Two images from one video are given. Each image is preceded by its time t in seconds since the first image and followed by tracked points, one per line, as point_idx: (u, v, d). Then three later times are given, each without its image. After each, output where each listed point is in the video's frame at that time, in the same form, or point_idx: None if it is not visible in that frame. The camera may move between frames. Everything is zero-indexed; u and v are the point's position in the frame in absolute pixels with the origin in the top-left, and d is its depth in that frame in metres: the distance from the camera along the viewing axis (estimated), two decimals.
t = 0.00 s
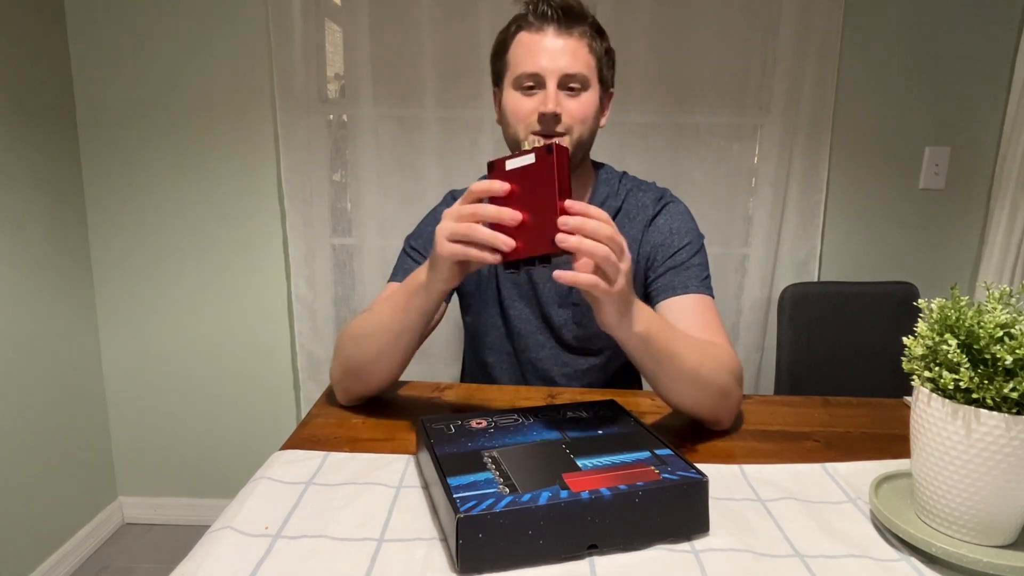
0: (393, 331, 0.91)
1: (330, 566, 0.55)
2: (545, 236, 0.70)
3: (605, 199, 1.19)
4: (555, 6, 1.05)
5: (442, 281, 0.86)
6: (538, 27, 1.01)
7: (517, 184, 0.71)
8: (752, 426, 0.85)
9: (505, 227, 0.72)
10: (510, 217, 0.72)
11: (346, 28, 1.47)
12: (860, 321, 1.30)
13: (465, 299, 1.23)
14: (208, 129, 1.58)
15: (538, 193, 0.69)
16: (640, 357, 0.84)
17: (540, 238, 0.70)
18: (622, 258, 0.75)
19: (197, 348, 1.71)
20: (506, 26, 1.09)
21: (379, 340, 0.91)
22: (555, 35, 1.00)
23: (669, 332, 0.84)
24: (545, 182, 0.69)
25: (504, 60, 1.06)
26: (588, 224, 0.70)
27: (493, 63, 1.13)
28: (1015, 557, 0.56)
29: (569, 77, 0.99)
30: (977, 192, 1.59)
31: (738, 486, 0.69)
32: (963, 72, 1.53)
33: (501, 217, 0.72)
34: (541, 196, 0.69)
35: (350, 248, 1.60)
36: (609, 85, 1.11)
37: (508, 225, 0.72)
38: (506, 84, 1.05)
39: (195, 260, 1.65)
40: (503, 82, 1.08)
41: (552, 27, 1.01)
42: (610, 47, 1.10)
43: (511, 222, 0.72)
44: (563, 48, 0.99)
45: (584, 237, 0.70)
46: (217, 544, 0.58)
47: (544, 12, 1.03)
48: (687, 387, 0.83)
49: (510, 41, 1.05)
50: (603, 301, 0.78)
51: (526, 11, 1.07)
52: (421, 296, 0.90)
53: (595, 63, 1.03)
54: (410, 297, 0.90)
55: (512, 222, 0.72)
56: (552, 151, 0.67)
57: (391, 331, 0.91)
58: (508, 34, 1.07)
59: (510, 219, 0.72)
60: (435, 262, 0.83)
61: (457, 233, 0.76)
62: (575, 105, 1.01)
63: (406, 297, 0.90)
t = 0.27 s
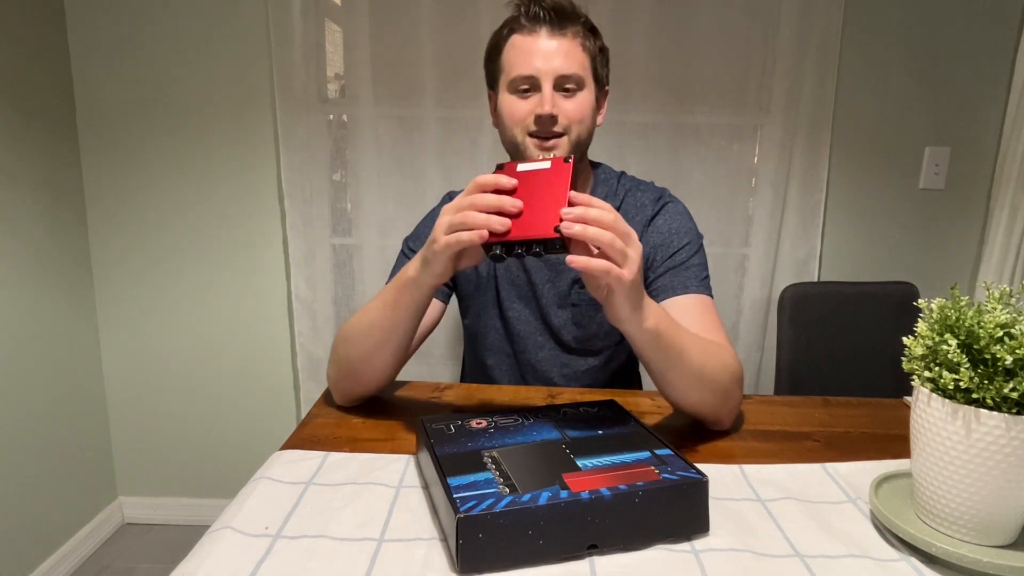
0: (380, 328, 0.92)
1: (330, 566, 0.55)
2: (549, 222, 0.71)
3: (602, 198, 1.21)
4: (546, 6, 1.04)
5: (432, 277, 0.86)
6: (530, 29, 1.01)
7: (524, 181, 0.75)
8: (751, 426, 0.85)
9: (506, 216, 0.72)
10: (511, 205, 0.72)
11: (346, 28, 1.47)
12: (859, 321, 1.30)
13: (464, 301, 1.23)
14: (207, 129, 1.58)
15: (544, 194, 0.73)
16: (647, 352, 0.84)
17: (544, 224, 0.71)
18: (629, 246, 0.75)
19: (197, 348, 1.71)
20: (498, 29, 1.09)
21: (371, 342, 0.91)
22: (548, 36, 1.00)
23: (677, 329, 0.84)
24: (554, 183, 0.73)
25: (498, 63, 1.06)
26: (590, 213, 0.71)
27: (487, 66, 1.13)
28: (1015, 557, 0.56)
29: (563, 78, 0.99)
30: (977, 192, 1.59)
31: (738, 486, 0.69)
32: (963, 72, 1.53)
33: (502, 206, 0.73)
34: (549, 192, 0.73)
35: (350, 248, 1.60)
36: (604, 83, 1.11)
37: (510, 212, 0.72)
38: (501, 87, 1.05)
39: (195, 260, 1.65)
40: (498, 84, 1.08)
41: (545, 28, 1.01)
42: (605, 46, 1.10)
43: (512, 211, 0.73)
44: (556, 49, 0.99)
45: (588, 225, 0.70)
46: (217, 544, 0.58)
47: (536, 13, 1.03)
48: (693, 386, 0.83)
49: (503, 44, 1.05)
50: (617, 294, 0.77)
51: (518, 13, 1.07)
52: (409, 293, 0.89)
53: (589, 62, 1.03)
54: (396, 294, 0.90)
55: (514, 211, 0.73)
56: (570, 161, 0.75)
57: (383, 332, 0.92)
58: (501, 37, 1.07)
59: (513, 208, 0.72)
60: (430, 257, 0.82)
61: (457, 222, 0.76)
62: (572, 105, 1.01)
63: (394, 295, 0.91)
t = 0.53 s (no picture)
0: (378, 328, 0.92)
1: (330, 566, 0.55)
2: (549, 221, 0.71)
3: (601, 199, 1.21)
4: (544, 7, 1.05)
5: (430, 276, 0.86)
6: (528, 30, 1.01)
7: (524, 181, 0.75)
8: (751, 427, 0.85)
9: (507, 214, 0.72)
10: (511, 204, 0.72)
11: (346, 28, 1.47)
12: (860, 320, 1.30)
13: (464, 302, 1.23)
14: (207, 128, 1.58)
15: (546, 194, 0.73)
16: (647, 352, 0.84)
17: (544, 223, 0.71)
18: (629, 244, 0.76)
19: (197, 348, 1.71)
20: (496, 30, 1.09)
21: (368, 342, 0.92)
22: (545, 38, 1.00)
23: (677, 329, 0.84)
24: (554, 184, 0.74)
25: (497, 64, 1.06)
26: (590, 212, 0.71)
27: (485, 66, 1.13)
28: (1015, 557, 0.56)
29: (562, 79, 1.00)
30: (977, 192, 1.60)
31: (738, 486, 0.69)
32: (963, 72, 1.53)
33: (502, 205, 0.73)
34: (549, 193, 0.73)
35: (350, 248, 1.60)
36: (602, 84, 1.11)
37: (510, 210, 0.72)
38: (499, 88, 1.05)
39: (195, 259, 1.65)
40: (496, 85, 1.08)
41: (543, 29, 1.01)
42: (603, 46, 1.10)
43: (512, 210, 0.73)
44: (554, 50, 0.99)
45: (588, 224, 0.71)
46: (217, 544, 0.58)
47: (533, 14, 1.03)
48: (693, 386, 0.83)
49: (501, 45, 1.05)
50: (619, 293, 0.77)
51: (516, 13, 1.07)
52: (407, 292, 0.89)
53: (587, 62, 1.03)
54: (394, 295, 0.90)
55: (514, 209, 0.72)
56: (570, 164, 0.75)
57: (380, 332, 0.92)
58: (499, 37, 1.07)
59: (514, 206, 0.72)
60: (430, 257, 0.82)
61: (457, 220, 0.76)
62: (570, 106, 1.01)
63: (391, 295, 0.91)
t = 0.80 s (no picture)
0: (376, 328, 0.92)
1: (330, 566, 0.55)
2: (550, 221, 0.71)
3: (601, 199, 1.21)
4: (544, 8, 1.05)
5: (429, 275, 0.86)
6: (528, 31, 1.01)
7: (524, 181, 0.75)
8: (751, 427, 0.85)
9: (508, 215, 0.72)
10: (512, 204, 0.72)
11: (346, 28, 1.47)
12: (860, 321, 1.30)
13: (464, 302, 1.23)
14: (207, 128, 1.58)
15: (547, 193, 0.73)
16: (648, 350, 0.84)
17: (545, 223, 0.71)
18: (630, 241, 0.76)
19: (197, 348, 1.71)
20: (496, 30, 1.09)
21: (367, 342, 0.92)
22: (545, 39, 1.00)
23: (679, 329, 0.84)
24: (555, 184, 0.74)
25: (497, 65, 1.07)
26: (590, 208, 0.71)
27: (485, 67, 1.13)
28: (1015, 557, 0.56)
29: (561, 80, 0.99)
30: (977, 192, 1.60)
31: (738, 486, 0.69)
32: (963, 72, 1.53)
33: (502, 205, 0.73)
34: (549, 192, 0.74)
35: (350, 248, 1.60)
36: (602, 85, 1.11)
37: (510, 210, 0.72)
38: (498, 89, 1.05)
39: (195, 259, 1.65)
40: (496, 86, 1.08)
41: (542, 30, 1.01)
42: (603, 46, 1.10)
43: (513, 210, 0.73)
44: (553, 51, 0.99)
45: (589, 222, 0.71)
46: (217, 544, 0.58)
47: (533, 15, 1.03)
48: (694, 385, 0.83)
49: (501, 46, 1.05)
50: (620, 289, 0.77)
51: (516, 14, 1.07)
52: (406, 292, 0.89)
53: (587, 63, 1.02)
54: (391, 295, 0.90)
55: (515, 209, 0.72)
56: (570, 164, 0.75)
57: (378, 331, 0.92)
58: (499, 38, 1.07)
59: (514, 207, 0.72)
60: (430, 257, 0.82)
61: (457, 221, 0.76)
62: (570, 107, 1.01)
63: (389, 295, 0.91)
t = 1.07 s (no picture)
0: (375, 328, 0.92)
1: (330, 566, 0.55)
2: (550, 221, 0.71)
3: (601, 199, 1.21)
4: (544, 9, 1.05)
5: (428, 275, 0.85)
6: (528, 31, 1.01)
7: (524, 180, 0.75)
8: (751, 427, 0.85)
9: (508, 215, 0.72)
10: (511, 204, 0.72)
11: (346, 28, 1.47)
12: (860, 321, 1.30)
13: (464, 303, 1.23)
14: (207, 128, 1.58)
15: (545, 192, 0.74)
16: (648, 349, 0.84)
17: (545, 224, 0.71)
18: (629, 240, 0.76)
19: (197, 348, 1.71)
20: (495, 31, 1.09)
21: (366, 343, 0.92)
22: (545, 40, 1.00)
23: (680, 328, 0.84)
24: (554, 183, 0.74)
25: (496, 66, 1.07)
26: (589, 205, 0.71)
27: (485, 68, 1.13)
28: (1015, 557, 0.56)
29: (561, 81, 0.99)
30: (977, 192, 1.59)
31: (738, 486, 0.69)
32: (963, 72, 1.53)
33: (502, 205, 0.73)
34: (549, 192, 0.73)
35: (350, 248, 1.60)
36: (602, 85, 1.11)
37: (510, 210, 0.72)
38: (498, 89, 1.05)
39: (195, 259, 1.65)
40: (495, 86, 1.08)
41: (542, 31, 1.01)
42: (603, 46, 1.10)
43: (513, 210, 0.73)
44: (553, 52, 0.99)
45: (588, 221, 0.71)
46: (217, 545, 0.58)
47: (533, 16, 1.03)
48: (695, 385, 0.83)
49: (500, 46, 1.05)
50: (620, 287, 0.77)
51: (516, 14, 1.07)
52: (405, 292, 0.89)
53: (587, 64, 1.02)
54: (390, 295, 0.90)
55: (515, 209, 0.72)
56: (570, 163, 0.75)
57: (377, 332, 0.92)
58: (499, 39, 1.07)
59: (514, 207, 0.72)
60: (429, 256, 0.82)
61: (457, 220, 0.76)
62: (570, 108, 1.01)
63: (387, 295, 0.91)
